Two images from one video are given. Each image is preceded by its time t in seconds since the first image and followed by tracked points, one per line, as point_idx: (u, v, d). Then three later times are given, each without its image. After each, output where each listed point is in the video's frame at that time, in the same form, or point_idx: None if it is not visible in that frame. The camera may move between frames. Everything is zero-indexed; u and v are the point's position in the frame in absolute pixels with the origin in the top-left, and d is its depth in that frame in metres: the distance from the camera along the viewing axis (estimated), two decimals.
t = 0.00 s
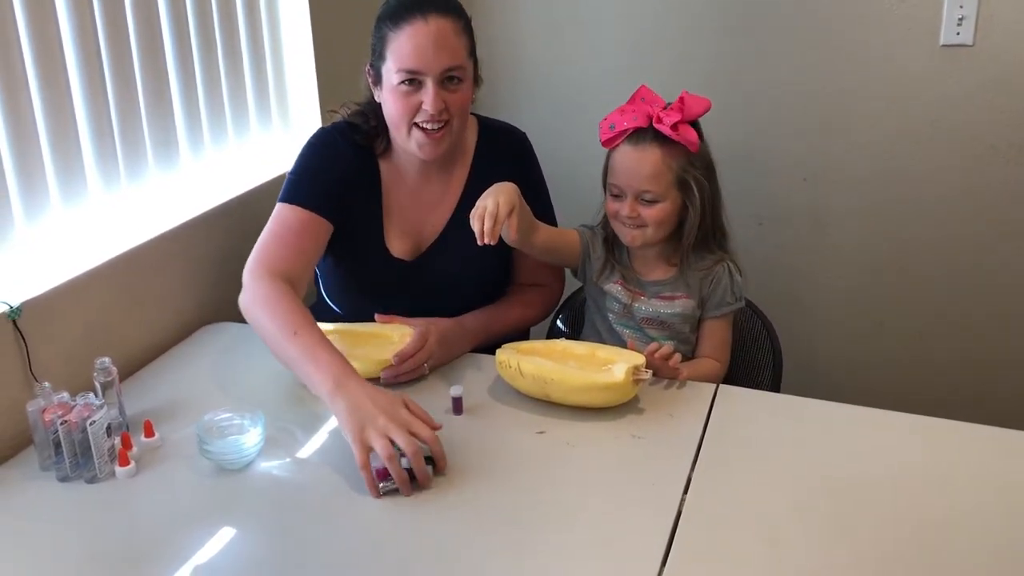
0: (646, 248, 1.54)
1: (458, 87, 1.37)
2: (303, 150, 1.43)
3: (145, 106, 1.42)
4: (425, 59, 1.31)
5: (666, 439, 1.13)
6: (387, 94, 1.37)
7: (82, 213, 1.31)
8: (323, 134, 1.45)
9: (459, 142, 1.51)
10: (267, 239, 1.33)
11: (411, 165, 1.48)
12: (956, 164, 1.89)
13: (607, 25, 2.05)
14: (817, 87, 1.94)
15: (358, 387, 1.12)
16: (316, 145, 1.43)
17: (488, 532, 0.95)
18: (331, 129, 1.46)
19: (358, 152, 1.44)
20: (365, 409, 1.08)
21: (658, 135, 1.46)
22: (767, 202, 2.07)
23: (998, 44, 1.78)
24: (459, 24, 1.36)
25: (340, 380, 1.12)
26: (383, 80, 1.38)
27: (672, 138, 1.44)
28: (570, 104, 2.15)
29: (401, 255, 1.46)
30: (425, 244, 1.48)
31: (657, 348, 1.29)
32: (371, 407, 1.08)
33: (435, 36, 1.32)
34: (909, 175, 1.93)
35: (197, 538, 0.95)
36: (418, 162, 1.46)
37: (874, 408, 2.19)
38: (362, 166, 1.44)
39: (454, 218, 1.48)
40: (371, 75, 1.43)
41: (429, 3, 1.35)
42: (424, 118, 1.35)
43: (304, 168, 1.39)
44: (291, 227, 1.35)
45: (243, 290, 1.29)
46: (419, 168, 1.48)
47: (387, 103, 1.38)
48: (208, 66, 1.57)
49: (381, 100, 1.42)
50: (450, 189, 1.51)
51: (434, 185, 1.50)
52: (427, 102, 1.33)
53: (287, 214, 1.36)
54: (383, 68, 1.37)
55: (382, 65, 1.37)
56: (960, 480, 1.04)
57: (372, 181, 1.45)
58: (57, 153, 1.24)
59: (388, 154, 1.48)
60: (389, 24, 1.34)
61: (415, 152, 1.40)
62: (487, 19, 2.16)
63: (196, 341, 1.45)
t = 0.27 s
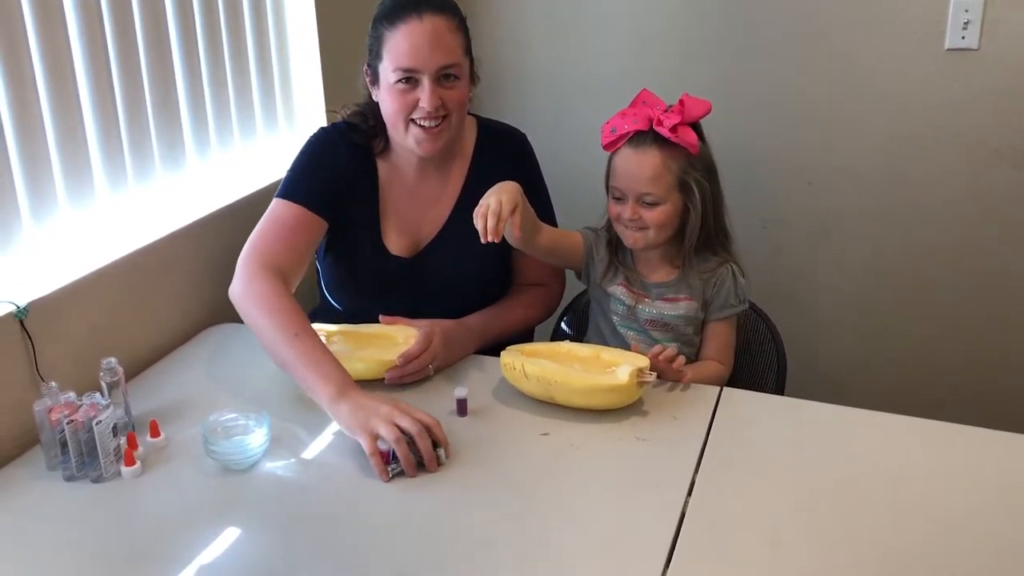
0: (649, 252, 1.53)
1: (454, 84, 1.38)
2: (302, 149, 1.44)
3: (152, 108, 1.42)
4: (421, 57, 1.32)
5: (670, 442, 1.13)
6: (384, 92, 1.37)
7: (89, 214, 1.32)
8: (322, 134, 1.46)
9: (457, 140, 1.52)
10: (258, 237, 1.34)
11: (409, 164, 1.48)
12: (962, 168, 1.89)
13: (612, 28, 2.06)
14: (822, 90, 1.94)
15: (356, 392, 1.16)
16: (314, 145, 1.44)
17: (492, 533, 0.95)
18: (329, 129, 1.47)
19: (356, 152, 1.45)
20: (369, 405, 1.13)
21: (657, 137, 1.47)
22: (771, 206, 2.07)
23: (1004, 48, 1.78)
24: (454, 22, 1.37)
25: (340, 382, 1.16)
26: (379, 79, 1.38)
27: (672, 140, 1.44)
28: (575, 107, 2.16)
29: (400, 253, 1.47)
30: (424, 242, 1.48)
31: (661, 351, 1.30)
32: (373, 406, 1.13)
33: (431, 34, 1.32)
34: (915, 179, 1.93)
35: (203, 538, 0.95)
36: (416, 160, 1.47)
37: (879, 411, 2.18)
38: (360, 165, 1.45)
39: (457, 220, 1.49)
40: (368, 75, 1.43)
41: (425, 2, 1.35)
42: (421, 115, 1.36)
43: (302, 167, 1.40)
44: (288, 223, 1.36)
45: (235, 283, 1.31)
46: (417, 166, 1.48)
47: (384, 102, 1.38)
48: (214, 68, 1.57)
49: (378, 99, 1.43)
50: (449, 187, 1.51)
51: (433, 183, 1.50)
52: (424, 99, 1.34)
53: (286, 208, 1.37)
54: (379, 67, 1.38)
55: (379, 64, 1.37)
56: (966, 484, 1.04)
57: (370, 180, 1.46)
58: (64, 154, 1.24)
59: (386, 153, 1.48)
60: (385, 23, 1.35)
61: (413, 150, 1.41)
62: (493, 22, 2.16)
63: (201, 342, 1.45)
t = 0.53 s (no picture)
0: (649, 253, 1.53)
1: (451, 79, 1.38)
2: (300, 149, 1.43)
3: (154, 107, 1.42)
4: (417, 52, 1.32)
5: (671, 443, 1.13)
6: (381, 89, 1.37)
7: (91, 213, 1.32)
8: (321, 135, 1.44)
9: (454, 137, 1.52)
10: (275, 239, 1.33)
11: (407, 161, 1.48)
12: (963, 170, 1.89)
13: (614, 29, 2.06)
14: (824, 92, 1.94)
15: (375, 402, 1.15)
16: (313, 144, 1.43)
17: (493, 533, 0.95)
18: (327, 128, 1.46)
19: (355, 151, 1.45)
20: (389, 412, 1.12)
21: (656, 138, 1.47)
22: (772, 208, 2.07)
23: (1005, 49, 1.78)
24: (449, 17, 1.37)
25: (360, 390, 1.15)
26: (376, 76, 1.39)
27: (671, 141, 1.44)
28: (577, 108, 2.16)
29: (400, 250, 1.47)
30: (423, 238, 1.48)
31: (662, 352, 1.30)
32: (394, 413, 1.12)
33: (427, 29, 1.33)
34: (916, 180, 1.93)
35: (204, 537, 0.95)
36: (414, 157, 1.47)
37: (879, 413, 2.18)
38: (359, 163, 1.45)
39: (458, 221, 1.49)
40: (364, 73, 1.43)
41: None
42: (419, 110, 1.36)
43: (302, 165, 1.40)
44: (301, 224, 1.35)
45: (258, 284, 1.30)
46: (415, 163, 1.48)
47: (380, 98, 1.38)
48: (216, 68, 1.58)
49: (375, 96, 1.43)
50: (447, 184, 1.51)
51: (431, 180, 1.51)
52: (421, 94, 1.34)
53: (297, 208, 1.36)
54: (375, 64, 1.38)
55: (375, 61, 1.38)
56: (967, 485, 1.04)
57: (369, 178, 1.46)
58: (67, 153, 1.25)
59: (383, 150, 1.48)
60: (380, 19, 1.35)
61: (411, 146, 1.41)
62: (494, 23, 2.16)
63: (202, 342, 1.46)
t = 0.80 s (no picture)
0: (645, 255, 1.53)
1: (448, 78, 1.38)
2: (298, 151, 1.42)
3: (151, 109, 1.42)
4: (414, 51, 1.32)
5: (668, 444, 1.13)
6: (378, 89, 1.37)
7: (88, 215, 1.32)
8: (317, 138, 1.43)
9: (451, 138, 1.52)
10: (270, 243, 1.33)
11: (405, 162, 1.48)
12: (960, 172, 1.89)
13: (611, 31, 2.06)
14: (821, 94, 1.94)
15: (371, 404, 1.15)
16: (311, 145, 1.42)
17: (491, 535, 0.95)
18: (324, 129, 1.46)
19: (353, 154, 1.44)
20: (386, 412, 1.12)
21: (653, 140, 1.47)
22: (770, 210, 2.07)
23: (1002, 52, 1.78)
24: (445, 17, 1.37)
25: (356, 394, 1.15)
26: (373, 76, 1.38)
27: (667, 142, 1.44)
28: (574, 111, 2.16)
29: (398, 251, 1.47)
30: (421, 239, 1.48)
31: (659, 353, 1.29)
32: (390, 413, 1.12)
33: (423, 29, 1.33)
34: (913, 182, 1.93)
35: (200, 539, 0.95)
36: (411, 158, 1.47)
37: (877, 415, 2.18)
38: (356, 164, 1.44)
39: (456, 223, 1.49)
40: (361, 74, 1.43)
41: None
42: (416, 110, 1.36)
43: (300, 166, 1.39)
44: (299, 227, 1.35)
45: (254, 289, 1.30)
46: (412, 165, 1.48)
47: (377, 99, 1.38)
48: (214, 70, 1.58)
49: (372, 97, 1.43)
50: (445, 185, 1.51)
51: (428, 181, 1.50)
52: (418, 93, 1.34)
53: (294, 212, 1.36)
54: (372, 64, 1.38)
55: (372, 61, 1.37)
56: (965, 487, 1.04)
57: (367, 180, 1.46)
58: (64, 155, 1.25)
59: (381, 152, 1.48)
60: (377, 20, 1.35)
61: (408, 146, 1.40)
62: (492, 25, 2.16)
63: (199, 344, 1.45)
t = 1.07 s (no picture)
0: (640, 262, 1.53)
1: (443, 86, 1.39)
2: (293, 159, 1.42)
3: (146, 117, 1.42)
4: (408, 60, 1.33)
5: (662, 452, 1.13)
6: (372, 97, 1.38)
7: (82, 223, 1.32)
8: (313, 145, 1.44)
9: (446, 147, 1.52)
10: (261, 253, 1.33)
11: (399, 170, 1.48)
12: (953, 179, 1.90)
13: (606, 39, 2.07)
14: (814, 102, 1.95)
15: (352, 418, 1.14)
16: (306, 152, 1.43)
17: (484, 544, 0.95)
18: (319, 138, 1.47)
19: (348, 163, 1.45)
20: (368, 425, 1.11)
21: (646, 148, 1.48)
22: (764, 217, 2.08)
23: (994, 60, 1.79)
24: (440, 25, 1.38)
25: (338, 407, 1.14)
26: (367, 84, 1.39)
27: (661, 150, 1.45)
28: (569, 118, 2.17)
29: (393, 259, 1.47)
30: (416, 248, 1.48)
31: (652, 361, 1.29)
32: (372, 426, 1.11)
33: (418, 37, 1.33)
34: (906, 190, 1.94)
35: (193, 548, 0.95)
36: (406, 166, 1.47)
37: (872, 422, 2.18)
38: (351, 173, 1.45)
39: (450, 230, 1.49)
40: (355, 82, 1.44)
41: (411, 6, 1.36)
42: (411, 118, 1.36)
43: (294, 174, 1.39)
44: (292, 237, 1.35)
45: (242, 298, 1.30)
46: (407, 173, 1.49)
47: (372, 107, 1.38)
48: (208, 78, 1.58)
49: (366, 105, 1.43)
50: (440, 193, 1.52)
51: (423, 189, 1.51)
52: (413, 102, 1.34)
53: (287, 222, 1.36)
54: (367, 73, 1.38)
55: (366, 69, 1.38)
56: (957, 494, 1.04)
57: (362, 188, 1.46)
58: (58, 163, 1.25)
59: (376, 161, 1.49)
60: (372, 28, 1.36)
61: (403, 154, 1.41)
62: (487, 33, 2.17)
63: (193, 352, 1.45)
